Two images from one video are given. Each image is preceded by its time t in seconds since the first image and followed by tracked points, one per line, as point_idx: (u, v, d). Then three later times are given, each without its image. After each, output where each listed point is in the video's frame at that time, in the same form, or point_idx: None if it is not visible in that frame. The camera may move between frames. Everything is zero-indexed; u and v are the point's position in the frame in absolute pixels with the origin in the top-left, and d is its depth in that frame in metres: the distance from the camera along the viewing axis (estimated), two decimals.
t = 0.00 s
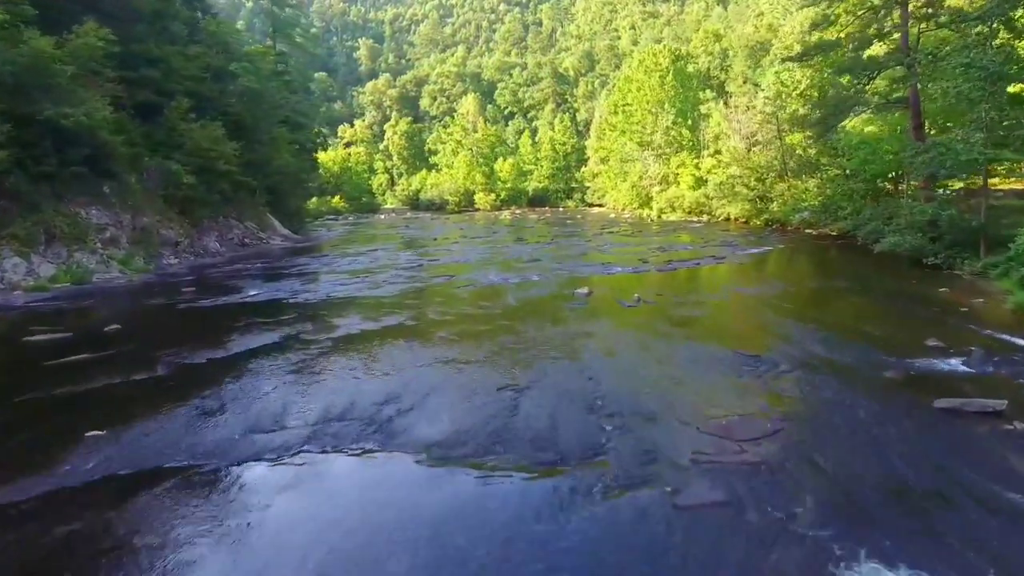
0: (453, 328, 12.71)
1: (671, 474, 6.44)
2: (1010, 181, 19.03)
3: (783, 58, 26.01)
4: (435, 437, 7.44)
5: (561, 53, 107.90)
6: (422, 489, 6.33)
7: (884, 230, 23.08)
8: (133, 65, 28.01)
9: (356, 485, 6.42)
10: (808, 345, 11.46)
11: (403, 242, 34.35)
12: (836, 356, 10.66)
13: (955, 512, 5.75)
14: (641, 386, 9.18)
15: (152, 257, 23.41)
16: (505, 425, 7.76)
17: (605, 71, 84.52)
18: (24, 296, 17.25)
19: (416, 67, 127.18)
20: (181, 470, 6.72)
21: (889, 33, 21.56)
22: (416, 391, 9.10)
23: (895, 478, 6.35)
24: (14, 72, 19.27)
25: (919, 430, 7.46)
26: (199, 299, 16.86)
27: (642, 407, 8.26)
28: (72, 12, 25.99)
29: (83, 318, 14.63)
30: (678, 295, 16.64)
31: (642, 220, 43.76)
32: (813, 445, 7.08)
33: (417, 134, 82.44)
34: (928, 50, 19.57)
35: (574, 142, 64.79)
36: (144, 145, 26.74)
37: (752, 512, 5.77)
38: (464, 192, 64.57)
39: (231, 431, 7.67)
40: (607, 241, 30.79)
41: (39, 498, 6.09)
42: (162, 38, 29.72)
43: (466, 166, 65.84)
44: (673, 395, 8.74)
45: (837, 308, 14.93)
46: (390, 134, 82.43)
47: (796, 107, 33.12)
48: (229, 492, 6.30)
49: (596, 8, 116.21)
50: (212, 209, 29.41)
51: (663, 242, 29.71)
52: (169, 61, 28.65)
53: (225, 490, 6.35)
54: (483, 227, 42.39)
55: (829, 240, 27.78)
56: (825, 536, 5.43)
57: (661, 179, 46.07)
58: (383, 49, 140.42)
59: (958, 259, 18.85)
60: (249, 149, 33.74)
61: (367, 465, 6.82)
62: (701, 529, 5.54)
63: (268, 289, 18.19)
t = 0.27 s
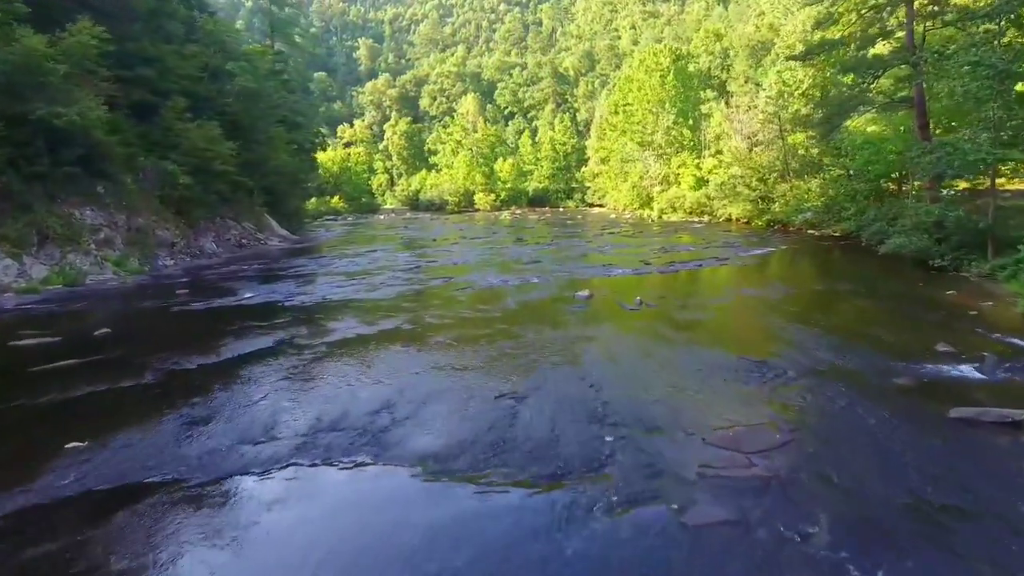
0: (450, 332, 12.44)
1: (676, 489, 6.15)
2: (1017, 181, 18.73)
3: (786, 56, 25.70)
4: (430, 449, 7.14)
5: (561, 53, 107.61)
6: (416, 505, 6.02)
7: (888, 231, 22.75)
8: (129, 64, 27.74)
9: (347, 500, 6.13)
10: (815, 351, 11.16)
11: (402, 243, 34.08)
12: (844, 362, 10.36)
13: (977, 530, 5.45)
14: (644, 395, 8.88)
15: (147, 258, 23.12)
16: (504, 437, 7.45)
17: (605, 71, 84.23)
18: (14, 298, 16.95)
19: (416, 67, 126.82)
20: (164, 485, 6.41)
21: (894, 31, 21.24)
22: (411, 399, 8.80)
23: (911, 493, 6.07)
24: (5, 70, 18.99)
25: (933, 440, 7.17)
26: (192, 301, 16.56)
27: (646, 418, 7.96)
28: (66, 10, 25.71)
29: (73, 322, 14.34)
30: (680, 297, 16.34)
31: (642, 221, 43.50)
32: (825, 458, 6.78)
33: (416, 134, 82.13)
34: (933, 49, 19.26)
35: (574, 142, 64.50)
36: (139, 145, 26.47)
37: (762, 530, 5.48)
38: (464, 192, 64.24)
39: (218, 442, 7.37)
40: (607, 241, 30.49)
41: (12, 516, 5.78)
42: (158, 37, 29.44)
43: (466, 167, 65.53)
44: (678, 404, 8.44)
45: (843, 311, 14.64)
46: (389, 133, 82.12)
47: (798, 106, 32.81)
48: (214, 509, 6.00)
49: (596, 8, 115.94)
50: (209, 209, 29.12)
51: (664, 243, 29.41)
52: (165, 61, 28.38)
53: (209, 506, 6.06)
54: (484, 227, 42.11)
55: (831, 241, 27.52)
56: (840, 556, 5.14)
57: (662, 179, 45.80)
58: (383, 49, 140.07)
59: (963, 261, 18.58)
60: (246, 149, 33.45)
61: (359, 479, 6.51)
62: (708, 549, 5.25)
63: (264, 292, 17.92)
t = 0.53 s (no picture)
0: (448, 336, 12.10)
1: (685, 509, 5.81)
2: None
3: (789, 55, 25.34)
4: (425, 465, 6.79)
5: (561, 53, 107.27)
6: (410, 526, 5.67)
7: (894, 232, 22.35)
8: (124, 62, 27.39)
9: (338, 520, 5.79)
10: (824, 357, 10.81)
11: (400, 244, 33.74)
12: (855, 369, 10.00)
13: (1008, 555, 5.11)
14: (649, 405, 8.51)
15: (142, 260, 22.77)
16: (502, 452, 7.08)
17: (606, 71, 83.89)
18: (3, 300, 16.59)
19: (416, 67, 126.35)
20: (142, 505, 6.04)
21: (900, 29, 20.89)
22: (406, 409, 8.44)
23: (933, 512, 5.73)
24: None
25: (953, 454, 6.84)
26: (184, 305, 16.20)
27: (652, 430, 7.59)
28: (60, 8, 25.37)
29: (60, 326, 13.97)
30: (683, 300, 15.99)
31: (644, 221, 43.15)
32: (842, 476, 6.42)
33: (416, 133, 81.73)
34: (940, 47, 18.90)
35: (574, 142, 64.14)
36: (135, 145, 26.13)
37: (778, 555, 5.14)
38: (464, 192, 63.82)
39: (200, 458, 7.00)
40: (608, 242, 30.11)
41: None
42: (154, 35, 29.09)
43: (466, 167, 65.13)
44: (685, 416, 8.07)
45: (850, 315, 14.29)
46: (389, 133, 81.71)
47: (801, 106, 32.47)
48: (196, 529, 5.65)
49: (596, 7, 115.60)
50: (205, 210, 28.77)
51: (665, 244, 29.04)
52: (160, 59, 28.04)
53: (191, 526, 5.71)
54: (483, 228, 41.75)
55: (835, 242, 27.19)
56: None
57: (663, 179, 45.46)
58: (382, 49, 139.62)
59: (971, 263, 18.24)
60: (243, 149, 33.10)
61: (349, 498, 6.15)
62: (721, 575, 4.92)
63: (259, 294, 17.57)
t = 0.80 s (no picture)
0: (444, 342, 11.69)
1: (693, 533, 5.42)
2: None
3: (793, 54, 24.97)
4: (417, 483, 6.38)
5: (561, 53, 106.87)
6: (400, 550, 5.28)
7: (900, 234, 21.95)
8: (118, 61, 27.05)
9: (322, 543, 5.39)
10: (834, 365, 10.40)
11: (399, 244, 33.34)
12: (867, 378, 9.60)
13: None
14: (654, 416, 8.11)
15: (135, 261, 22.42)
16: (499, 467, 6.69)
17: (606, 70, 83.48)
18: None
19: (415, 67, 125.93)
20: (114, 526, 5.64)
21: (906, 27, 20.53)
22: (398, 421, 8.03)
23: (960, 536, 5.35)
24: None
25: (977, 471, 6.45)
26: (175, 308, 15.84)
27: (658, 445, 7.18)
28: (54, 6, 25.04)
29: (47, 331, 13.60)
30: (686, 304, 15.58)
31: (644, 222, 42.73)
32: (860, 495, 6.03)
33: (415, 133, 81.35)
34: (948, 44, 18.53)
35: (574, 142, 63.73)
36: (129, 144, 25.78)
37: None
38: (464, 192, 63.41)
39: (179, 474, 6.60)
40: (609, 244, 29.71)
41: None
42: (149, 34, 28.74)
43: (465, 167, 64.71)
44: (692, 428, 7.67)
45: (858, 320, 13.90)
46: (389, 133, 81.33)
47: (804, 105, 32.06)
48: (170, 553, 5.25)
49: (596, 7, 115.22)
50: (201, 211, 28.40)
51: (667, 246, 28.64)
52: (155, 58, 27.70)
53: (164, 549, 5.31)
54: (483, 228, 41.38)
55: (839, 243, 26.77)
56: None
57: (664, 180, 45.05)
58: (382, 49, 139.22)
59: (980, 264, 17.84)
60: (240, 149, 32.74)
61: (335, 519, 5.75)
62: None
63: (252, 297, 17.19)
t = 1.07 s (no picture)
0: (441, 348, 11.31)
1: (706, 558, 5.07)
2: None
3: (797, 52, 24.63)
4: (411, 502, 6.03)
5: (561, 53, 106.53)
6: None
7: (906, 235, 21.53)
8: (113, 60, 26.70)
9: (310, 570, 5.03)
10: (845, 371, 10.04)
11: (398, 245, 32.99)
12: (879, 386, 9.25)
13: None
14: (660, 428, 7.74)
15: (129, 263, 22.10)
16: (497, 486, 6.32)
17: (607, 70, 83.16)
18: None
19: (415, 67, 125.51)
20: (88, 550, 5.29)
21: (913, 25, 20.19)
22: (392, 433, 7.67)
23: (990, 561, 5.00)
24: None
25: (1002, 488, 6.11)
26: (168, 311, 15.49)
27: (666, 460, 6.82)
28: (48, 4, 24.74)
29: (34, 335, 13.24)
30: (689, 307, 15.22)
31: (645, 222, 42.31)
32: (880, 515, 5.69)
33: (415, 133, 80.98)
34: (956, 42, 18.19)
35: (575, 142, 63.34)
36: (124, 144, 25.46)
37: None
38: (463, 192, 63.03)
39: (160, 493, 6.24)
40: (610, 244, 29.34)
41: None
42: (145, 32, 28.42)
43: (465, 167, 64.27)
44: (700, 441, 7.31)
45: (865, 324, 13.54)
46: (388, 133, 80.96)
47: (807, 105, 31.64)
48: None
49: (596, 7, 114.88)
50: (197, 211, 28.06)
51: (668, 247, 28.27)
52: (151, 57, 27.39)
53: None
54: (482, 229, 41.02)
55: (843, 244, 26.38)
56: None
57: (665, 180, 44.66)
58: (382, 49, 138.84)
59: (989, 266, 17.48)
60: (236, 149, 32.39)
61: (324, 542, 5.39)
62: None
63: (246, 300, 16.82)
